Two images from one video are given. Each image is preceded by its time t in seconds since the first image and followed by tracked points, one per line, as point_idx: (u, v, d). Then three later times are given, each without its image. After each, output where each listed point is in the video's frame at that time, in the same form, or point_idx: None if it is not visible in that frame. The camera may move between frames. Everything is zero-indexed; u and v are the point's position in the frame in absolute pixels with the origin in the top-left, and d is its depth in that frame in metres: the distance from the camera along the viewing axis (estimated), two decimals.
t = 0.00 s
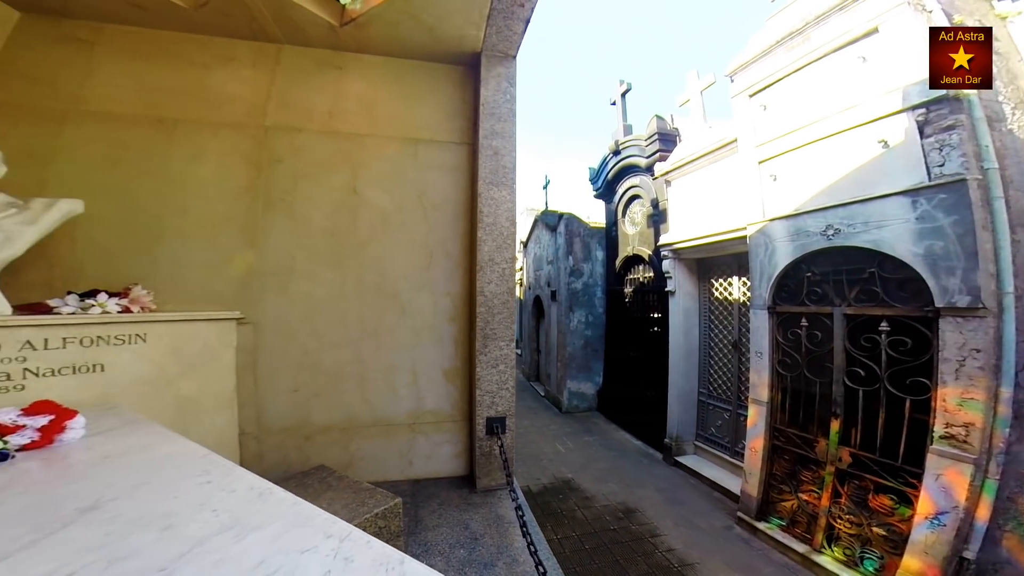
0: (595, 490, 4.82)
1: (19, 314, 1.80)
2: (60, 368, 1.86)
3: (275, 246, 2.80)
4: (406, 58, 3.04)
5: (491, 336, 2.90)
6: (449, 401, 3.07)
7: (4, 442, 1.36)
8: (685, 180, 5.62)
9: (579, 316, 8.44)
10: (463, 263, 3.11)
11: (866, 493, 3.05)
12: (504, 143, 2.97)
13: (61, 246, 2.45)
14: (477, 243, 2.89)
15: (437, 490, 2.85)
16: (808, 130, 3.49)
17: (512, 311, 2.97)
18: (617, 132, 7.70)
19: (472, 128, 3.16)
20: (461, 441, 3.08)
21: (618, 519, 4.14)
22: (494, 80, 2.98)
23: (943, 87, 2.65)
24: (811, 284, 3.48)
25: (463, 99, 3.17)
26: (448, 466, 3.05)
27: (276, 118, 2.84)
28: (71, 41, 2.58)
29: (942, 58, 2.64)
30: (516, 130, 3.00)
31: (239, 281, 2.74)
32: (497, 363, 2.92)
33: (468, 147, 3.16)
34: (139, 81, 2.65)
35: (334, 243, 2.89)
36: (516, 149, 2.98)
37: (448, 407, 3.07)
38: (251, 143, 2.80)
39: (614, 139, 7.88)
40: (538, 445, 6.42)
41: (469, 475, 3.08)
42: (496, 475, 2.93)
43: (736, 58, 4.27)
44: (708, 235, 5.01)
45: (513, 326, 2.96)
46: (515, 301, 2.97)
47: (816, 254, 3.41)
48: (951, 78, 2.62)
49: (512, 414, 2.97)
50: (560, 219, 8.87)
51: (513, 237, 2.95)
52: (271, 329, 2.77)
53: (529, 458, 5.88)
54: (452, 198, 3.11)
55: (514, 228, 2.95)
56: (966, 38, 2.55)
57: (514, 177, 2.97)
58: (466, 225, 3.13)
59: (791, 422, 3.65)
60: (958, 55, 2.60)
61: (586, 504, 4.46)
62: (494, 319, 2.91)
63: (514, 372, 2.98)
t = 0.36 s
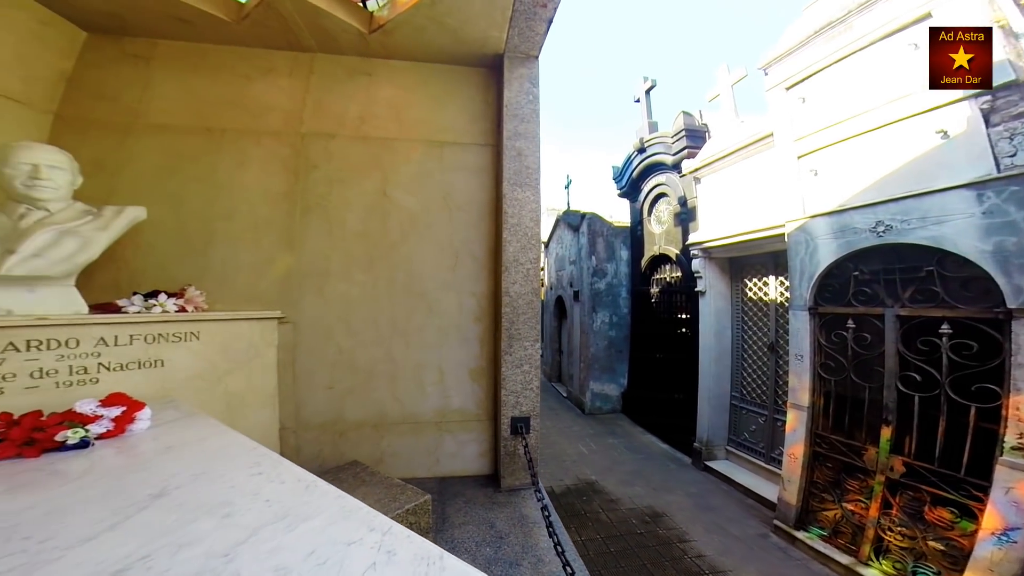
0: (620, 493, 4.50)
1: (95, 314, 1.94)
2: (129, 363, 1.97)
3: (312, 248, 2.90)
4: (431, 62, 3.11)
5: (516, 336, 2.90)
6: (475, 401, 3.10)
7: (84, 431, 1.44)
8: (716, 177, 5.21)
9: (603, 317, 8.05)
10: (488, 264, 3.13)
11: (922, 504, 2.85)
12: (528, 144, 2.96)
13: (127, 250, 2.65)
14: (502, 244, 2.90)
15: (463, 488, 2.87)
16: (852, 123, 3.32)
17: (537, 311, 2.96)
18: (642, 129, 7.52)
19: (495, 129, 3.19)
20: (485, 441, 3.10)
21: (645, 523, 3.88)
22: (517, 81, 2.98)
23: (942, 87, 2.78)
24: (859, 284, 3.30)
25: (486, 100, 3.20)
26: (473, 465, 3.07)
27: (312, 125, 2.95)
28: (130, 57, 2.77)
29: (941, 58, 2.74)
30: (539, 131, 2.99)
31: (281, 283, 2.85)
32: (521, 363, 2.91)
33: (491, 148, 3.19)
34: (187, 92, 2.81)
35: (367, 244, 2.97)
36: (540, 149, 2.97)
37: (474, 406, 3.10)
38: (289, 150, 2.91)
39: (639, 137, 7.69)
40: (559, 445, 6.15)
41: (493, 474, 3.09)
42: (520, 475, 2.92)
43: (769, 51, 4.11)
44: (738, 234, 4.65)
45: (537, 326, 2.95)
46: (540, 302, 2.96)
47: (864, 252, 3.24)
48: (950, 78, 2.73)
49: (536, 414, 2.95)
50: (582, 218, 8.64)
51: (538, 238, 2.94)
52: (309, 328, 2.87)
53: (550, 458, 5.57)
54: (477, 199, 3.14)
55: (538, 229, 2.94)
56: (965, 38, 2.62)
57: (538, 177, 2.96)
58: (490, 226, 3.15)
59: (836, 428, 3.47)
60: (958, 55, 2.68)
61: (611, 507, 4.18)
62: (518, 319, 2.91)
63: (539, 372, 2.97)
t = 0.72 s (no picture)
0: (649, 496, 4.28)
1: (161, 314, 2.08)
2: (188, 359, 2.11)
3: (348, 250, 3.00)
4: (456, 66, 3.17)
5: (542, 336, 2.90)
6: (502, 400, 3.13)
7: (155, 421, 1.55)
8: (751, 172, 4.98)
9: (630, 316, 7.88)
10: (514, 264, 3.15)
11: (992, 519, 2.61)
12: (553, 143, 2.95)
13: (185, 254, 2.84)
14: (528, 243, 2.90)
15: (489, 487, 2.89)
16: (904, 111, 3.12)
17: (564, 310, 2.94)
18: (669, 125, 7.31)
19: (519, 129, 3.20)
20: (512, 440, 3.11)
21: (675, 526, 3.67)
22: (540, 81, 2.98)
23: (943, 86, 2.89)
24: (917, 280, 3.09)
25: (510, 102, 3.23)
26: (500, 463, 3.09)
27: (346, 131, 3.06)
28: (182, 70, 2.96)
29: (942, 58, 2.86)
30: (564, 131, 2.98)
31: (320, 284, 2.97)
32: (548, 363, 2.91)
33: (515, 149, 3.20)
34: (232, 102, 2.97)
35: (397, 245, 3.05)
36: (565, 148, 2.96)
37: (500, 405, 3.12)
38: (325, 156, 3.03)
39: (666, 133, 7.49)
40: (585, 447, 5.94)
41: (519, 473, 3.10)
42: (547, 474, 2.92)
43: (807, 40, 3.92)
44: (777, 231, 4.39)
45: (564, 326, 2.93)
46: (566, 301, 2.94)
47: (924, 248, 3.03)
48: (950, 78, 2.84)
49: (564, 414, 2.94)
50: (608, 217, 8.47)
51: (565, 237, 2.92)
52: (345, 326, 2.98)
53: (574, 459, 5.40)
54: (502, 199, 3.17)
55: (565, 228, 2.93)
56: (966, 38, 2.76)
57: (563, 176, 2.94)
58: (516, 226, 3.17)
59: (891, 435, 3.25)
60: (958, 55, 2.80)
61: (639, 510, 3.99)
62: (544, 319, 2.90)
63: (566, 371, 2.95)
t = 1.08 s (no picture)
0: (678, 500, 4.15)
1: (215, 313, 2.22)
2: (237, 355, 2.24)
3: (381, 252, 3.10)
4: (480, 68, 3.22)
5: (569, 335, 2.89)
6: (528, 399, 3.14)
7: (213, 412, 1.67)
8: (787, 166, 4.77)
9: (657, 317, 7.71)
10: (539, 264, 3.16)
11: None
12: (577, 143, 2.94)
13: (233, 256, 3.02)
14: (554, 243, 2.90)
15: (514, 485, 2.91)
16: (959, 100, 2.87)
17: (591, 310, 2.92)
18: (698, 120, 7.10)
19: (543, 129, 3.20)
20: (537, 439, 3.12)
21: (706, 532, 3.53)
22: (564, 80, 2.98)
23: (943, 87, 2.96)
24: (986, 279, 2.79)
25: (534, 102, 3.24)
26: (525, 462, 3.10)
27: (376, 136, 3.15)
28: (228, 82, 3.15)
29: (942, 58, 2.91)
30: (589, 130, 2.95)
31: (353, 285, 3.08)
32: (575, 363, 2.90)
33: (540, 149, 3.21)
34: (271, 111, 3.13)
35: (425, 245, 3.12)
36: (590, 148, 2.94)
37: (525, 404, 3.13)
38: (357, 160, 3.13)
39: (695, 128, 7.27)
40: (610, 449, 5.83)
41: (544, 473, 3.10)
42: (573, 475, 2.91)
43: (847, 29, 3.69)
44: (820, 226, 4.16)
45: (591, 326, 2.91)
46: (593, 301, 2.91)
47: (993, 242, 2.74)
48: (951, 78, 2.91)
49: (591, 415, 2.91)
50: (633, 215, 8.32)
51: (592, 236, 2.90)
52: (376, 325, 3.07)
53: (599, 460, 5.33)
54: (527, 199, 3.18)
55: (592, 227, 2.90)
56: (966, 39, 2.79)
57: (588, 176, 2.92)
58: (541, 226, 3.18)
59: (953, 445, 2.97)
60: (958, 55, 2.86)
61: (669, 514, 3.85)
62: (571, 318, 2.89)
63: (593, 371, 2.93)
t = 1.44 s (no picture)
0: (709, 505, 4.00)
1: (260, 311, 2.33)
2: (279, 351, 2.35)
3: (410, 252, 3.17)
4: (504, 69, 3.24)
5: (595, 335, 2.86)
6: (552, 399, 3.13)
7: (260, 405, 1.76)
8: (830, 160, 4.53)
9: (687, 317, 7.48)
10: (565, 263, 3.15)
11: None
12: (603, 141, 2.90)
13: (274, 257, 3.17)
14: (580, 242, 2.88)
15: (538, 484, 2.91)
16: None
17: (618, 310, 2.87)
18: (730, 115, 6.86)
19: (569, 128, 3.19)
20: (562, 438, 3.11)
21: (740, 540, 3.38)
22: (589, 78, 2.96)
23: (944, 86, 3.04)
24: None
25: (558, 101, 3.23)
26: (550, 462, 3.09)
27: (405, 139, 3.23)
28: (267, 91, 3.31)
29: (943, 58, 3.00)
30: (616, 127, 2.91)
31: (383, 284, 3.16)
32: (602, 363, 2.86)
33: (565, 148, 3.20)
34: (307, 118, 3.26)
35: (452, 246, 3.16)
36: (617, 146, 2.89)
37: (550, 404, 3.12)
38: (387, 163, 3.21)
39: (726, 123, 7.02)
40: (637, 451, 5.70)
41: (568, 473, 3.09)
42: (599, 476, 2.88)
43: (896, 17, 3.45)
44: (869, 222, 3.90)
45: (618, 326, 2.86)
46: (620, 300, 2.87)
47: None
48: (951, 78, 3.01)
49: (618, 416, 2.87)
50: (661, 213, 8.11)
51: (619, 235, 2.86)
52: (405, 324, 3.14)
53: (625, 463, 5.23)
54: (552, 199, 3.18)
55: (619, 226, 2.86)
56: (965, 39, 2.89)
57: (615, 174, 2.88)
58: (566, 225, 3.17)
59: None
60: (958, 55, 2.95)
61: (699, 520, 3.70)
62: (598, 318, 2.86)
63: (620, 372, 2.88)
